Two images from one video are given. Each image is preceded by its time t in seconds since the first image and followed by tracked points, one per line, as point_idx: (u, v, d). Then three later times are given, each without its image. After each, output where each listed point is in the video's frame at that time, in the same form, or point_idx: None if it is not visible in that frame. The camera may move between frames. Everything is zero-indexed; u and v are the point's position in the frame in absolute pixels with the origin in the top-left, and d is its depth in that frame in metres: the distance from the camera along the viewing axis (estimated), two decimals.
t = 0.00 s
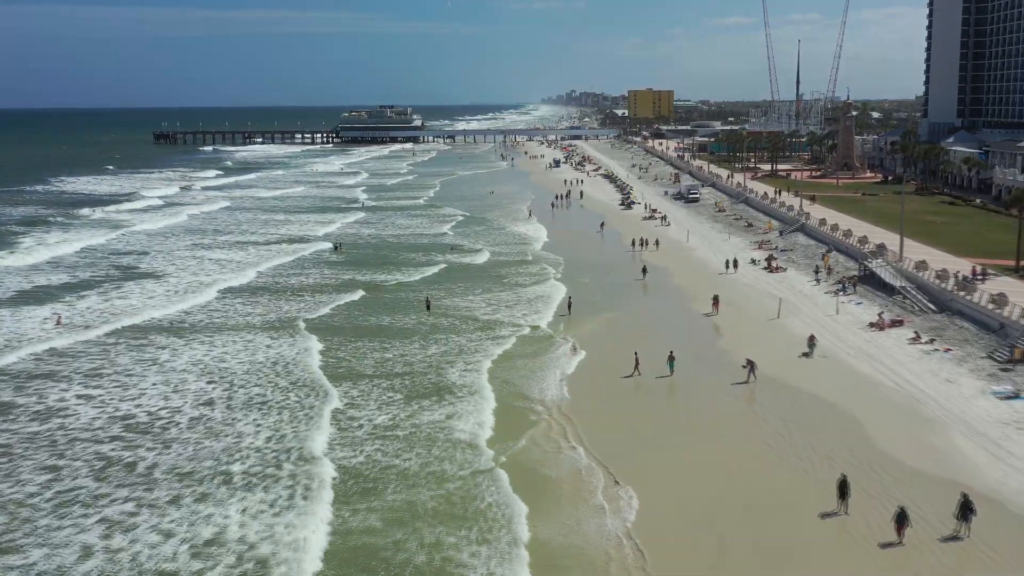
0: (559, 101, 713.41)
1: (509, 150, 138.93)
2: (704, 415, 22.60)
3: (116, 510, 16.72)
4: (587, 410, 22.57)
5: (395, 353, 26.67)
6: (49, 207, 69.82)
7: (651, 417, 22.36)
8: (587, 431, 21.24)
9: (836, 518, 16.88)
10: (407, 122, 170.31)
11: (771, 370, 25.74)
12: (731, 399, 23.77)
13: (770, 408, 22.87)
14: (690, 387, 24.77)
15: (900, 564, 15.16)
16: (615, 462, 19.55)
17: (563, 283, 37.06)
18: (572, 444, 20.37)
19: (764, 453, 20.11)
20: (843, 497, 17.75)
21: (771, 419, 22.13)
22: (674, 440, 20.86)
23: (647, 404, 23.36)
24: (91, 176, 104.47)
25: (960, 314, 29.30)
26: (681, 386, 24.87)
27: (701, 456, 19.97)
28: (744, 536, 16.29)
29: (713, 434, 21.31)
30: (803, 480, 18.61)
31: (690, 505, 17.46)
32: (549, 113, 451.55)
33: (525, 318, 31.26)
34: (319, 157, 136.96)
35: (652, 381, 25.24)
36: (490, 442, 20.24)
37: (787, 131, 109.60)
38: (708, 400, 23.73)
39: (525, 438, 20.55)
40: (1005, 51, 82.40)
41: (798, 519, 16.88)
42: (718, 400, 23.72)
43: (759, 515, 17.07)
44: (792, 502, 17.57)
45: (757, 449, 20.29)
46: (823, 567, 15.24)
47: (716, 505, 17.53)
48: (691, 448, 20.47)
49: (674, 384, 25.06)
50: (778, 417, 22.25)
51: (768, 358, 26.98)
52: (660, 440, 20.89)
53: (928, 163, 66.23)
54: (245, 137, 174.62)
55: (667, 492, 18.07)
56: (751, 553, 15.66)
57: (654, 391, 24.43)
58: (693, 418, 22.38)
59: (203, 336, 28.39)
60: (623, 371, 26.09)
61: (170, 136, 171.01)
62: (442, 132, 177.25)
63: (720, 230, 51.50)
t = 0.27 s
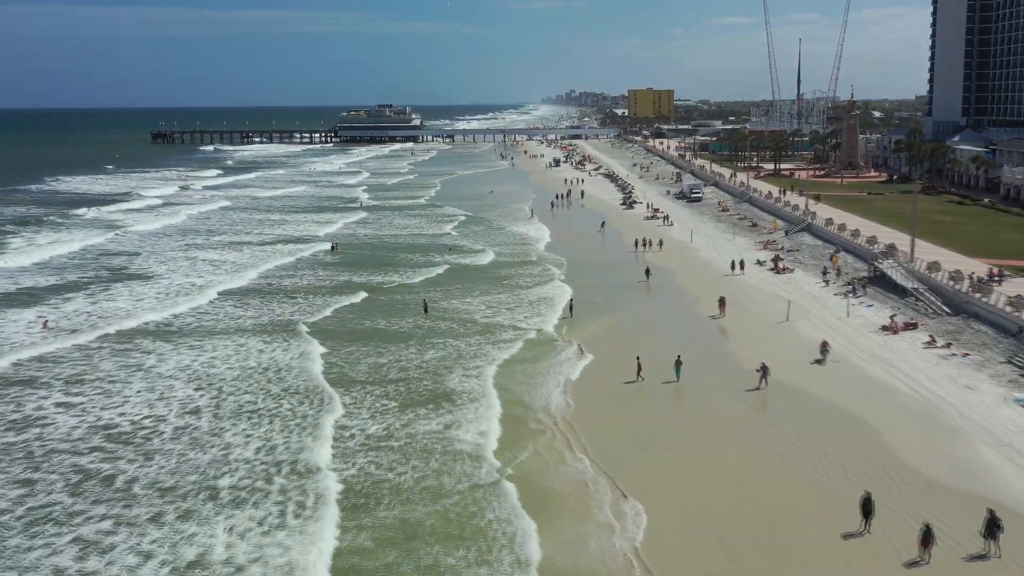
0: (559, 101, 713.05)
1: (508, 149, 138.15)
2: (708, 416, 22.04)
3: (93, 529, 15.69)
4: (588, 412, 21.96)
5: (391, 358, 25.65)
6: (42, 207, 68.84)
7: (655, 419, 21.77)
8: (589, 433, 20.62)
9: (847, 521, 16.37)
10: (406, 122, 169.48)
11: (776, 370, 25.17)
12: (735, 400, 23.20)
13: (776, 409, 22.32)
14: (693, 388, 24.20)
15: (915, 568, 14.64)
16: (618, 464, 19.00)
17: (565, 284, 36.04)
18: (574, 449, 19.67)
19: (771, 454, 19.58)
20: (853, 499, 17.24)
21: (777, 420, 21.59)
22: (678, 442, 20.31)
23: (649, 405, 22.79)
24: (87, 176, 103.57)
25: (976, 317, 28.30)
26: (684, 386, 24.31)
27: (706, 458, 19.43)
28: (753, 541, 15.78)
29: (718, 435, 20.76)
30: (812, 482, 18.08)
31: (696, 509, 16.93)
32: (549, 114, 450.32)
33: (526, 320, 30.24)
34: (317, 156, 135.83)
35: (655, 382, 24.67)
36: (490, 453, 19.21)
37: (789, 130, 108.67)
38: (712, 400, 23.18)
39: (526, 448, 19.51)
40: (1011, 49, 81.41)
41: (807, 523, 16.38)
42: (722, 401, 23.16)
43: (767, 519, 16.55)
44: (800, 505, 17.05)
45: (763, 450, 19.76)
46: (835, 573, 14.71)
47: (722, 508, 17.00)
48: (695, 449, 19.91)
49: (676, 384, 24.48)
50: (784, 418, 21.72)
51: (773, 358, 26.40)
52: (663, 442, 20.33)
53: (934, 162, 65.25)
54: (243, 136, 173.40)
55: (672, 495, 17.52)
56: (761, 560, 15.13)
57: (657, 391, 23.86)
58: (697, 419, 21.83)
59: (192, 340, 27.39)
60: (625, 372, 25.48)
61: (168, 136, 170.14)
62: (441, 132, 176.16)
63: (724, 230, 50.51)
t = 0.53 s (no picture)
0: (559, 101, 711.82)
1: (508, 149, 137.05)
2: (712, 419, 21.67)
3: (65, 553, 14.68)
4: (590, 415, 21.51)
5: (388, 365, 24.61)
6: (35, 207, 67.77)
7: (657, 422, 21.36)
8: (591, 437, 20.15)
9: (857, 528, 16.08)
10: (406, 121, 168.43)
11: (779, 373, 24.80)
12: (738, 403, 22.83)
13: (779, 412, 21.98)
14: (695, 390, 23.81)
15: None
16: (622, 468, 18.60)
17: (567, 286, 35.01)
18: (577, 453, 19.10)
19: (776, 459, 19.25)
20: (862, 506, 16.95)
21: (781, 424, 21.25)
22: (682, 445, 19.95)
23: (650, 407, 22.41)
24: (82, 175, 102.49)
25: (993, 321, 27.32)
26: (686, 388, 23.94)
27: (710, 463, 19.07)
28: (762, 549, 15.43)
29: (721, 439, 20.40)
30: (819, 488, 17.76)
31: (704, 516, 16.56)
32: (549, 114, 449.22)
33: (528, 324, 29.23)
34: (315, 155, 134.78)
35: (656, 383, 24.29)
36: (490, 467, 18.19)
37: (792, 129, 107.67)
38: (714, 403, 22.82)
39: (528, 462, 18.50)
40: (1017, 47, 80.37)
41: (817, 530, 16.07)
42: (724, 404, 22.78)
43: (776, 526, 16.23)
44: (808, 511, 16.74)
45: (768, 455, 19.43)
46: None
47: (729, 514, 16.66)
48: (699, 454, 19.53)
49: (678, 387, 24.08)
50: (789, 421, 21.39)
51: (776, 361, 26.01)
52: (666, 446, 19.94)
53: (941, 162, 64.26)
54: (241, 135, 172.33)
55: (677, 501, 17.14)
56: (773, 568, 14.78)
57: (659, 393, 23.48)
58: (700, 422, 21.46)
59: (180, 345, 26.40)
60: (626, 373, 25.04)
61: (165, 136, 169.03)
62: (440, 131, 175.22)
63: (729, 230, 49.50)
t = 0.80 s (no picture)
0: (559, 100, 710.81)
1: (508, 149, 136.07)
2: (717, 418, 21.13)
3: None
4: (592, 417, 20.92)
5: (383, 373, 23.62)
6: (28, 207, 66.79)
7: (662, 422, 20.79)
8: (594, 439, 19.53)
9: (868, 527, 15.58)
10: (405, 120, 167.55)
11: (785, 374, 24.29)
12: (743, 402, 22.31)
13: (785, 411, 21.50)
14: (699, 389, 23.29)
15: None
16: (626, 469, 18.05)
17: (569, 289, 34.02)
18: (580, 463, 18.26)
19: (783, 456, 18.74)
20: (874, 505, 16.45)
21: (788, 422, 20.75)
22: (686, 444, 19.42)
23: (653, 407, 21.85)
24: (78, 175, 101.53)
25: (1012, 326, 26.31)
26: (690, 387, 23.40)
27: (716, 462, 18.54)
28: (772, 550, 14.93)
29: (727, 438, 19.88)
30: (828, 486, 17.27)
31: (711, 517, 16.03)
32: (550, 115, 447.83)
33: (529, 329, 28.21)
34: (314, 155, 133.89)
35: (659, 383, 23.75)
36: (489, 483, 17.18)
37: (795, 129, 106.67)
38: (718, 403, 22.31)
39: (530, 478, 17.47)
40: None
41: (828, 529, 15.55)
42: (729, 403, 22.24)
43: (785, 526, 15.72)
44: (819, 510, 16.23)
45: (774, 453, 18.93)
46: None
47: (737, 515, 16.12)
48: (704, 454, 18.99)
49: (682, 386, 23.53)
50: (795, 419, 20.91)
51: (782, 361, 25.50)
52: (671, 445, 19.39)
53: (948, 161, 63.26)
54: (240, 135, 171.46)
55: (683, 502, 16.60)
56: None
57: (662, 393, 22.89)
58: (705, 421, 20.94)
59: (168, 351, 25.40)
60: (628, 373, 24.45)
61: (163, 135, 168.08)
62: (440, 131, 174.55)
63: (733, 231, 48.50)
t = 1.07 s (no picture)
0: (558, 100, 709.85)
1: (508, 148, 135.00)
2: (727, 424, 20.62)
3: None
4: (598, 422, 20.28)
5: (378, 381, 22.61)
6: (20, 207, 65.75)
7: (671, 428, 20.23)
8: (602, 446, 18.91)
9: (887, 538, 15.12)
10: (404, 120, 166.53)
11: (794, 379, 23.76)
12: (751, 408, 21.81)
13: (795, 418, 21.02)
14: (706, 394, 22.76)
15: None
16: (635, 476, 17.49)
17: (571, 292, 33.00)
18: (587, 475, 17.41)
19: (795, 464, 18.27)
20: (892, 515, 15.99)
21: (799, 429, 20.28)
22: (696, 451, 18.89)
23: (660, 412, 21.29)
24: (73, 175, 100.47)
25: None
26: (697, 392, 22.86)
27: (727, 469, 18.04)
28: (788, 561, 14.47)
29: (737, 445, 19.37)
30: (842, 494, 16.80)
31: (725, 526, 15.51)
32: (550, 114, 446.74)
33: (531, 334, 27.18)
34: (313, 155, 132.86)
35: (666, 387, 23.17)
36: (490, 502, 16.18)
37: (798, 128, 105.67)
38: (726, 408, 21.78)
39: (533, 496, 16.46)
40: None
41: (846, 540, 15.08)
42: (737, 409, 21.76)
43: (801, 536, 15.24)
44: (836, 520, 15.76)
45: (787, 460, 18.44)
46: None
47: (752, 525, 15.61)
48: (715, 461, 18.45)
49: (690, 391, 22.97)
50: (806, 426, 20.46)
51: (791, 365, 24.96)
52: (680, 451, 18.86)
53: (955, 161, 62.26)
54: (238, 134, 170.49)
55: (696, 510, 16.07)
56: None
57: (669, 398, 22.30)
58: (714, 427, 20.43)
59: (154, 358, 24.39)
60: (634, 377, 23.82)
61: (161, 134, 167.02)
62: (440, 130, 173.57)
63: (738, 232, 47.49)
